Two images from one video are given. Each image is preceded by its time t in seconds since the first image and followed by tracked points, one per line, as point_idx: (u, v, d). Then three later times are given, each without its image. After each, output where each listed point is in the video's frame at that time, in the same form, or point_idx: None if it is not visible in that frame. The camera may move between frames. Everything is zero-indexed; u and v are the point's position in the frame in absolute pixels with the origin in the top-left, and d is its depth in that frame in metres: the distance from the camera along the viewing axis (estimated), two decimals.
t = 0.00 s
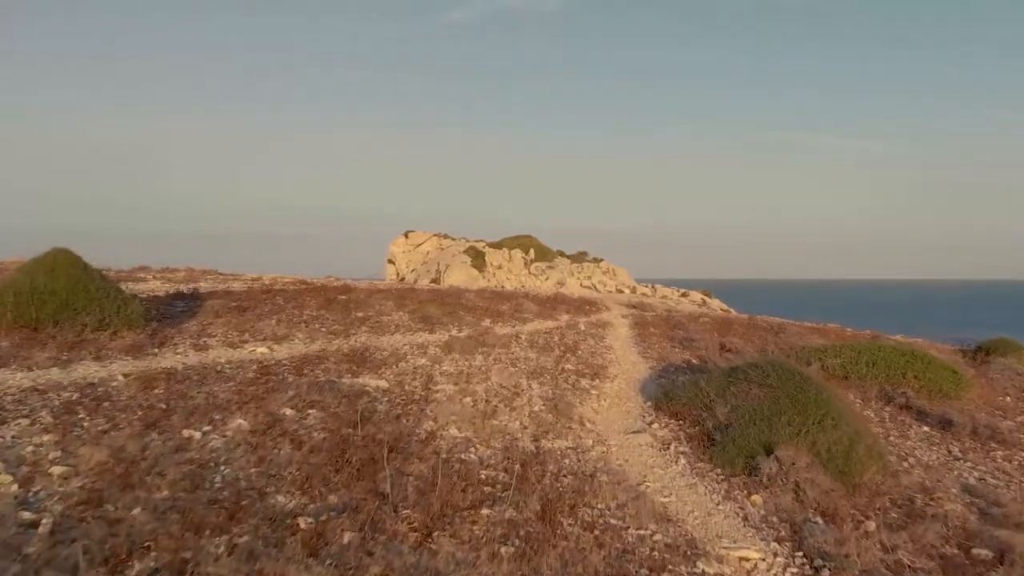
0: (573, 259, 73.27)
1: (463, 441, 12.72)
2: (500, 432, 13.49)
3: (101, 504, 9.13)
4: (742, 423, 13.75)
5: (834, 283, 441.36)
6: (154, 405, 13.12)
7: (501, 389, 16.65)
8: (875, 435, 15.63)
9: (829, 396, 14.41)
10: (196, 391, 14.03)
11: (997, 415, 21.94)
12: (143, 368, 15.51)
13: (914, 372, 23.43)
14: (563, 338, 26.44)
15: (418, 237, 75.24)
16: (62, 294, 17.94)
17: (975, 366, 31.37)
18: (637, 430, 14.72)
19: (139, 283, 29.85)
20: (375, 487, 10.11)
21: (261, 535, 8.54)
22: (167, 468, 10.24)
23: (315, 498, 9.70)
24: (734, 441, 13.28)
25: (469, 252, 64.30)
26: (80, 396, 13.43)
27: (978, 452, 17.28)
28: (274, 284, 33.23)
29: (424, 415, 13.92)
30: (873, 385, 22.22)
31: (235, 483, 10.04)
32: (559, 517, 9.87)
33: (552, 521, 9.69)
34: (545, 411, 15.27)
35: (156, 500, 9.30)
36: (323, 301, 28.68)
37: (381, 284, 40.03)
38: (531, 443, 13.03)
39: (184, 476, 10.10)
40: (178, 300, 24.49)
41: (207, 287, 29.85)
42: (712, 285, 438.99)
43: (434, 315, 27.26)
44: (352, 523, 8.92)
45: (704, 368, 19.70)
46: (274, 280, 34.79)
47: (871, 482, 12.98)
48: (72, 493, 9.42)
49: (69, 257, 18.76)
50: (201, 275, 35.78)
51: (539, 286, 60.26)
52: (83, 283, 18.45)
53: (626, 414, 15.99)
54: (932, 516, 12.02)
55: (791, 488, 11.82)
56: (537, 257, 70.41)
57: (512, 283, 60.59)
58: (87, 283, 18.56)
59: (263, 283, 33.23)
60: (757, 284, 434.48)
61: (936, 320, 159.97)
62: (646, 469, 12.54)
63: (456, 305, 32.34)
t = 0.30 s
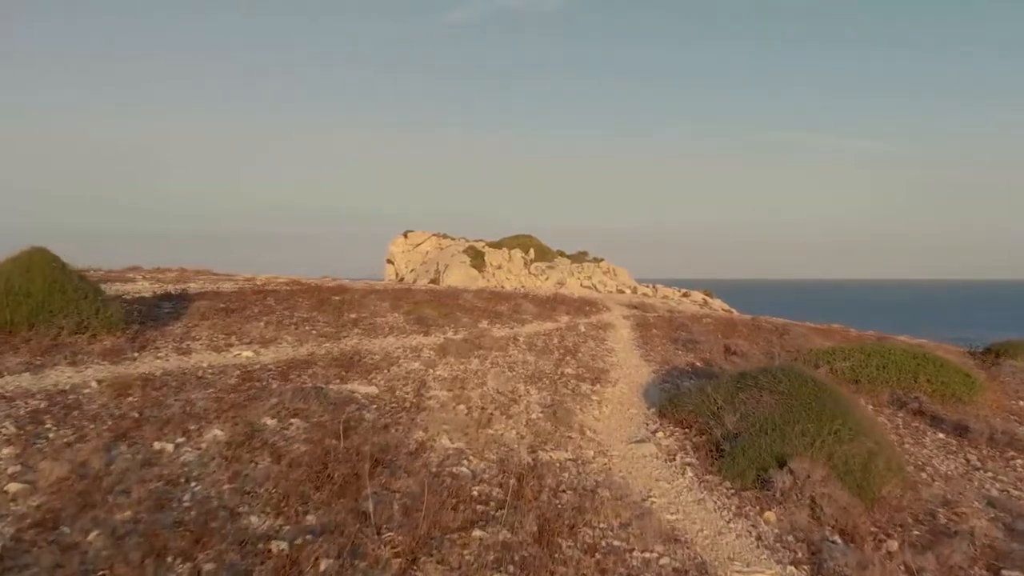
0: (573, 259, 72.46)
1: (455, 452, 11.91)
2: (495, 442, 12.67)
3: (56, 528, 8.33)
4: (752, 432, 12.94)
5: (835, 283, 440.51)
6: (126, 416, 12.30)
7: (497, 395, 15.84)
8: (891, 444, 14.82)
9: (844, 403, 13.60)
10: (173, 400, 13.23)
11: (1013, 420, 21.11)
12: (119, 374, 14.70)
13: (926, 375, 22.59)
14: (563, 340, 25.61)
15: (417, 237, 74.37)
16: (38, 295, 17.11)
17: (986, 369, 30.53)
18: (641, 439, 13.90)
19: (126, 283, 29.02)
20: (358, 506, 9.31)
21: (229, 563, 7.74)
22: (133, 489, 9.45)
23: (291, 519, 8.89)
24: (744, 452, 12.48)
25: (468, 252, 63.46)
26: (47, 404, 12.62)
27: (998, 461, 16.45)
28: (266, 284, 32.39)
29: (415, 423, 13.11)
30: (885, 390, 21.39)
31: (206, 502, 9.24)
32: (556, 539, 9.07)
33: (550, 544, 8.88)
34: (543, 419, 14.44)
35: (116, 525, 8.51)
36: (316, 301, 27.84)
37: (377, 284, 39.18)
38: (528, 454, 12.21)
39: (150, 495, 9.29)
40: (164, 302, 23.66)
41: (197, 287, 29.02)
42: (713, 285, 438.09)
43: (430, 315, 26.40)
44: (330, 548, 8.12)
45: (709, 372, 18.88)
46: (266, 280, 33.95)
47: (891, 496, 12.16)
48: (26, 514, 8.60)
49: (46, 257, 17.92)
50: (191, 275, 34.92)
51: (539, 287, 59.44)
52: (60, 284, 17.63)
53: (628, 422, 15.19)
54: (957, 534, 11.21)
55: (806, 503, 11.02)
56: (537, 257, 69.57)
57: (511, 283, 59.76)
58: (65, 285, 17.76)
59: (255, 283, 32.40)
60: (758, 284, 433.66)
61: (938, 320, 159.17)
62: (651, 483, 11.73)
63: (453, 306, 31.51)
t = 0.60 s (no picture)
0: (574, 259, 71.59)
1: (446, 464, 11.07)
2: (489, 452, 11.83)
3: None
4: (764, 441, 12.10)
5: (835, 283, 439.54)
6: (93, 426, 11.45)
7: (492, 400, 14.98)
8: (911, 452, 13.96)
9: (863, 409, 12.76)
10: (146, 408, 12.39)
11: None
12: (91, 379, 13.86)
13: (940, 378, 21.73)
14: (563, 342, 24.73)
15: (415, 236, 73.46)
16: (12, 296, 16.25)
17: (998, 371, 29.64)
18: (646, 449, 13.05)
19: (113, 283, 28.15)
20: (336, 527, 8.47)
21: None
22: (91, 508, 8.62)
23: (262, 542, 8.06)
24: (756, 463, 11.64)
25: (467, 252, 62.58)
26: (10, 412, 11.78)
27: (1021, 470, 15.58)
28: (258, 284, 31.54)
29: (405, 431, 12.26)
30: (897, 393, 20.52)
31: (170, 523, 8.41)
32: (555, 564, 8.23)
33: (547, 570, 8.04)
34: (541, 427, 13.57)
35: (67, 550, 7.67)
36: (309, 302, 26.99)
37: (373, 284, 38.30)
38: (525, 466, 11.36)
39: (109, 515, 8.46)
40: (148, 302, 22.81)
41: (186, 288, 28.17)
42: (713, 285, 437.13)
43: (425, 316, 25.52)
44: None
45: (716, 376, 18.02)
46: (259, 280, 33.07)
47: (915, 511, 11.30)
48: None
49: (20, 257, 17.09)
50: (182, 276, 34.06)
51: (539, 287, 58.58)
52: (35, 284, 16.78)
53: (632, 429, 14.35)
54: (988, 552, 10.37)
55: (825, 520, 10.18)
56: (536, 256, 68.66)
57: (511, 283, 58.91)
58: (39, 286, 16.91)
59: (247, 283, 31.55)
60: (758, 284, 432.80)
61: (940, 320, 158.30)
62: (657, 498, 10.89)
63: (450, 306, 30.65)
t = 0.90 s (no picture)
0: (574, 259, 70.54)
1: (432, 479, 10.19)
2: (479, 465, 10.95)
3: None
4: (777, 454, 11.22)
5: (836, 284, 438.69)
6: (51, 437, 10.58)
7: (484, 408, 14.10)
8: (932, 464, 13.07)
9: (882, 419, 11.91)
10: (111, 419, 11.51)
11: None
12: (57, 386, 12.99)
13: (953, 383, 20.83)
14: (561, 344, 23.83)
15: (414, 236, 72.69)
16: None
17: (1010, 375, 28.74)
18: (648, 461, 12.17)
19: (98, 283, 27.27)
20: (306, 556, 7.60)
21: None
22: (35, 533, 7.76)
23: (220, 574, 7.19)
24: (768, 478, 10.77)
25: (466, 252, 61.70)
26: None
27: None
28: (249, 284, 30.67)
29: (389, 442, 11.38)
30: (910, 399, 19.62)
31: (120, 551, 7.54)
32: None
33: None
34: (537, 437, 12.57)
35: None
36: (300, 303, 26.11)
37: (367, 284, 37.40)
38: (518, 481, 10.49)
39: (54, 541, 7.61)
40: (130, 304, 21.93)
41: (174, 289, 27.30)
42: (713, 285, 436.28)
43: (419, 317, 24.62)
44: None
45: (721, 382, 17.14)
46: (250, 280, 32.17)
47: (941, 529, 10.42)
48: None
49: None
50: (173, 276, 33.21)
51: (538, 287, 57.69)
52: (6, 284, 15.65)
53: (633, 439, 13.46)
54: None
55: (846, 543, 9.30)
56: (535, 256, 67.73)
57: (510, 283, 58.02)
58: (11, 287, 15.77)
59: (237, 284, 30.69)
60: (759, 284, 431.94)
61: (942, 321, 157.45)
62: (662, 517, 10.02)
63: (447, 307, 29.78)
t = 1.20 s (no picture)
0: (574, 259, 69.70)
1: (414, 498, 9.35)
2: (468, 481, 10.10)
3: None
4: (790, 469, 10.36)
5: (836, 284, 437.80)
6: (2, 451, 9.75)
7: (476, 416, 13.25)
8: (954, 477, 12.22)
9: (902, 430, 11.08)
10: (71, 431, 10.68)
11: None
12: (18, 394, 12.16)
13: (967, 388, 19.98)
14: (559, 347, 22.97)
15: (412, 236, 71.82)
16: None
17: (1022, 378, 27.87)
18: (650, 474, 11.31)
19: (82, 284, 26.42)
20: None
21: None
22: None
23: None
24: (781, 495, 9.91)
25: (464, 251, 60.82)
26: None
27: None
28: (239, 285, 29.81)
29: (370, 456, 10.53)
30: (923, 405, 18.76)
31: None
32: None
33: None
34: (531, 449, 11.63)
35: None
36: (289, 303, 25.26)
37: (362, 285, 36.52)
38: (509, 500, 9.64)
39: None
40: (110, 306, 21.09)
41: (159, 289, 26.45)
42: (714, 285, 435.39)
43: (412, 319, 23.74)
44: None
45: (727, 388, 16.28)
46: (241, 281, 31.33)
47: (970, 552, 9.54)
48: None
49: None
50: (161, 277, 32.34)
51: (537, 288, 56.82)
52: None
53: (635, 450, 12.61)
54: None
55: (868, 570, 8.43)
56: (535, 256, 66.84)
57: (509, 284, 57.16)
58: None
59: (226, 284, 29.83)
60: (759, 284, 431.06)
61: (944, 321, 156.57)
62: (666, 539, 9.17)
63: (443, 309, 28.90)
